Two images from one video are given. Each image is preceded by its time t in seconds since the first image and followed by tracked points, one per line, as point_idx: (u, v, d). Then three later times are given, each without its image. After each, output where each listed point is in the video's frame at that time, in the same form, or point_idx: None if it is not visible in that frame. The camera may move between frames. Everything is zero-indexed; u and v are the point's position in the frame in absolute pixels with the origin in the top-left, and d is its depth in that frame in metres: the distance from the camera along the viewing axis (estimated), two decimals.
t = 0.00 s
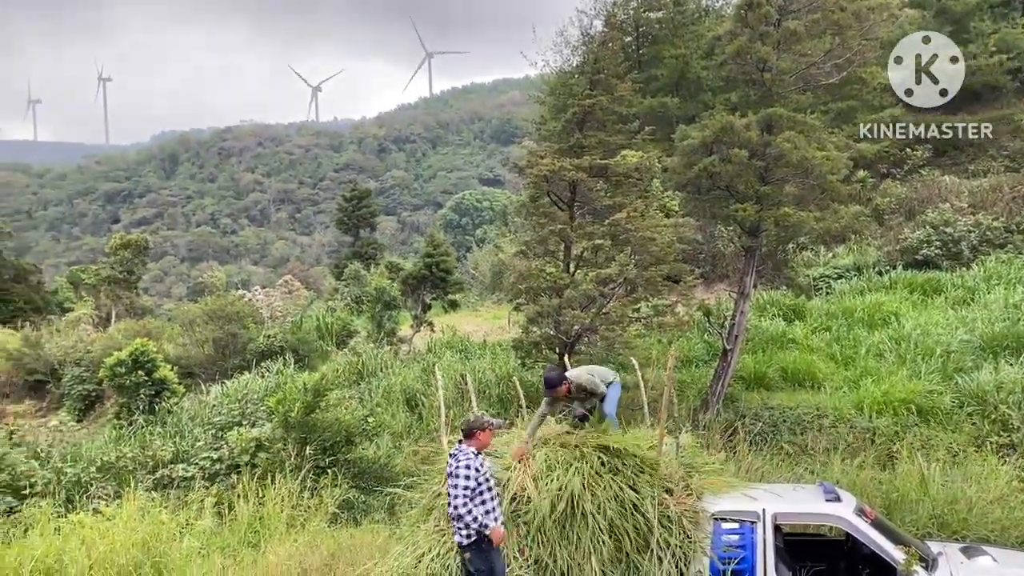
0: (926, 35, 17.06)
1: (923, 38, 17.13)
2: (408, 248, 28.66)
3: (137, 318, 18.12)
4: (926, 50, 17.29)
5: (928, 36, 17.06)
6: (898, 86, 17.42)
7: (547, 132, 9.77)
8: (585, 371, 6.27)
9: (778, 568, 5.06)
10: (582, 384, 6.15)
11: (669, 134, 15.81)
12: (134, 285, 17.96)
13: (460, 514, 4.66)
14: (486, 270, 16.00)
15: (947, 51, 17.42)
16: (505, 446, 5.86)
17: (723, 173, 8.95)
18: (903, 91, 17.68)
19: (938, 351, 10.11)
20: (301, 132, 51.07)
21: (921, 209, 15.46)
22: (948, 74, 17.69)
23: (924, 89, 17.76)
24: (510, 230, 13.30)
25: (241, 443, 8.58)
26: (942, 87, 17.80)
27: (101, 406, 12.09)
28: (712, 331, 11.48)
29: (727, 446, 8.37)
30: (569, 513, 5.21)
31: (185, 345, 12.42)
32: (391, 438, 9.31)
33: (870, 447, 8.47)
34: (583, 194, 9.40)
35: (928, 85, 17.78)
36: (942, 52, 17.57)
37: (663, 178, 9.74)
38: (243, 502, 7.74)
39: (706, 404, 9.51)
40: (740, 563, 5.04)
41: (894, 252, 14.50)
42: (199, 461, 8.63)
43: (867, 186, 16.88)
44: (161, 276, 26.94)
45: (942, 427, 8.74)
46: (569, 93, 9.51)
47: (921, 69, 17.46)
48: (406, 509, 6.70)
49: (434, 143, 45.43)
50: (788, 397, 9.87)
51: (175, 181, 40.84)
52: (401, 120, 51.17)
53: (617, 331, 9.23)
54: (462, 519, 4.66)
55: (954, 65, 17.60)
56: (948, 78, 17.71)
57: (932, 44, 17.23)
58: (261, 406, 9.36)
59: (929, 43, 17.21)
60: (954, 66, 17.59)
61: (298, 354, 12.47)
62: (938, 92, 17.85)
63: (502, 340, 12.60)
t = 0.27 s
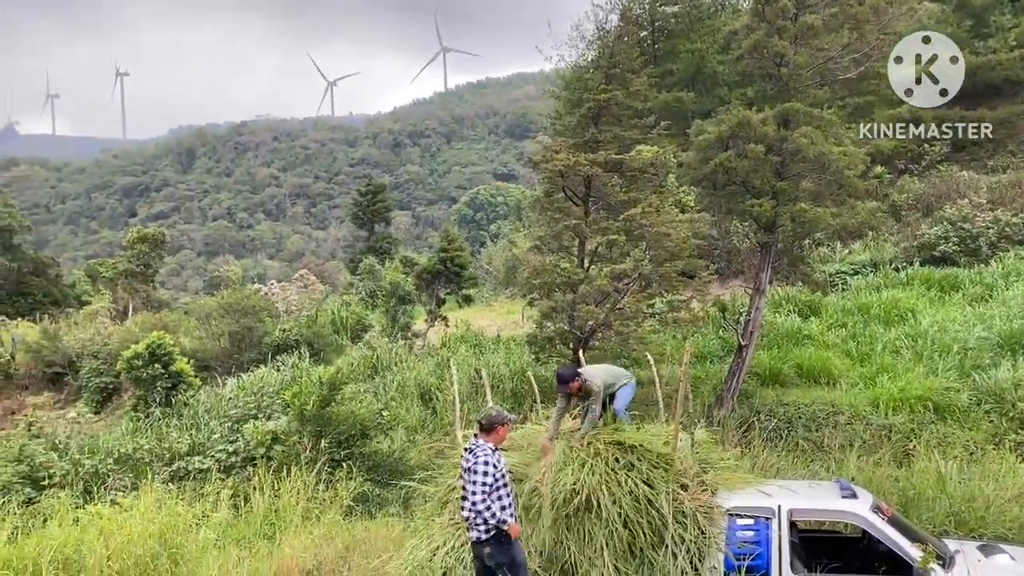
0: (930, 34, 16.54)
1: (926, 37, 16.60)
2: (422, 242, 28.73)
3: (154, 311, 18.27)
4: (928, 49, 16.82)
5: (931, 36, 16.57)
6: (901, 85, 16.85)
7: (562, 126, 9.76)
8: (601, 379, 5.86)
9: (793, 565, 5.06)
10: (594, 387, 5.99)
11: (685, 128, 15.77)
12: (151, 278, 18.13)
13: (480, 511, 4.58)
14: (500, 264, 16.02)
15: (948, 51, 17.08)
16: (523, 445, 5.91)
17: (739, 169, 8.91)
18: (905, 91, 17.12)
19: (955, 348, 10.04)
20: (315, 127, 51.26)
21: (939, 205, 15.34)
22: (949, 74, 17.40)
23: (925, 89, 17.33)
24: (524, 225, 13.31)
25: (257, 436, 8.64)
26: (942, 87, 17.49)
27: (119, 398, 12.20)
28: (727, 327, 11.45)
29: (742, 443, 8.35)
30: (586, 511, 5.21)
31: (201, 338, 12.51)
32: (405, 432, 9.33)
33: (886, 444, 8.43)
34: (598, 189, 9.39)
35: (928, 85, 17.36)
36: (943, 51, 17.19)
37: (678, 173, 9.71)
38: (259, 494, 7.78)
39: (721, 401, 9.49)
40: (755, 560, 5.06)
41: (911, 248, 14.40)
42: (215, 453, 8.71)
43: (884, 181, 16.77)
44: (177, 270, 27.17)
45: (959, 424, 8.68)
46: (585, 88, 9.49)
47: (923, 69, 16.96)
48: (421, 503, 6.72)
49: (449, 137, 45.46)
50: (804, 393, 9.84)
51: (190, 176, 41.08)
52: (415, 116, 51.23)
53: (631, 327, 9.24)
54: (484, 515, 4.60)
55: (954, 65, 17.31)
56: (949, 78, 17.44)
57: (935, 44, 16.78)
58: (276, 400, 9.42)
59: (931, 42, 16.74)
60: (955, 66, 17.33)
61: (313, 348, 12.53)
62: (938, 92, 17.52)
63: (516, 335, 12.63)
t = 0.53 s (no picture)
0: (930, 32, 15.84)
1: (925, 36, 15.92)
2: (435, 235, 28.79)
3: (169, 303, 18.38)
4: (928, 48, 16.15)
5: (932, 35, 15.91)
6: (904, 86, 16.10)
7: (577, 119, 9.74)
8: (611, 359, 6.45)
9: (809, 558, 5.07)
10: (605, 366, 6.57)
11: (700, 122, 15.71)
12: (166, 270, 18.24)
13: (512, 507, 4.59)
14: (514, 256, 16.02)
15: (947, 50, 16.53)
16: (537, 433, 5.96)
17: (754, 162, 8.87)
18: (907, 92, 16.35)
19: (972, 343, 9.98)
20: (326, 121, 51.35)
21: (956, 198, 15.24)
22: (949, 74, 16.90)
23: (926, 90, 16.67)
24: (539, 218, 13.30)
25: (272, 427, 8.69)
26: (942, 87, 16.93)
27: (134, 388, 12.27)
28: (741, 321, 11.43)
29: (757, 437, 8.33)
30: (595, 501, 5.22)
31: (216, 329, 12.57)
32: (419, 424, 9.34)
33: (902, 439, 8.40)
34: (613, 182, 9.36)
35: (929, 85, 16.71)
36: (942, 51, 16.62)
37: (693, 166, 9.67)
38: (275, 485, 7.82)
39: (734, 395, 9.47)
40: (771, 553, 5.07)
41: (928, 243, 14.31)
42: (230, 444, 8.76)
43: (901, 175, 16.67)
44: (192, 262, 27.34)
45: (975, 420, 8.64)
46: (600, 80, 9.47)
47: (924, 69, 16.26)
48: (436, 494, 6.74)
49: (462, 130, 45.46)
50: (818, 387, 9.81)
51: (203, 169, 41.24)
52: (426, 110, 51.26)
53: (646, 320, 9.24)
54: (512, 510, 4.61)
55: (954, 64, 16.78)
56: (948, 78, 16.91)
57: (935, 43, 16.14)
58: (290, 391, 9.47)
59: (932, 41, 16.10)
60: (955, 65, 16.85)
61: (327, 339, 12.57)
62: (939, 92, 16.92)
63: (531, 328, 12.64)
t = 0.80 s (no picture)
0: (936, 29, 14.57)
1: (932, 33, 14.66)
2: (446, 227, 28.85)
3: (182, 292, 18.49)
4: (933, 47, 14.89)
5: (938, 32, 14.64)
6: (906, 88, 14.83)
7: (589, 110, 9.71)
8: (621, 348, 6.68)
9: (821, 550, 5.22)
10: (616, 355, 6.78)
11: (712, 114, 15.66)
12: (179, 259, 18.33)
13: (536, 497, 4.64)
14: (526, 247, 16.02)
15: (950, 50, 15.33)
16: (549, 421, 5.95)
17: (768, 154, 8.83)
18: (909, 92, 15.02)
19: (986, 338, 9.94)
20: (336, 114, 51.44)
21: (972, 191, 15.16)
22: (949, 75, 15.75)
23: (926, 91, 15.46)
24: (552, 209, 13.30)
25: (284, 416, 8.74)
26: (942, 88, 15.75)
27: (148, 377, 12.36)
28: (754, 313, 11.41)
29: (769, 429, 8.33)
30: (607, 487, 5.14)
31: (228, 319, 12.63)
32: (431, 415, 9.37)
33: (915, 433, 8.38)
34: (625, 173, 9.34)
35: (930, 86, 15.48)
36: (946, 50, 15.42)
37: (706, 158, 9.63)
38: (287, 474, 7.87)
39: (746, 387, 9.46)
40: (784, 544, 5.20)
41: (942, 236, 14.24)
42: (243, 433, 8.82)
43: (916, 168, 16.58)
44: (205, 252, 27.51)
45: (989, 414, 8.61)
46: (613, 71, 9.43)
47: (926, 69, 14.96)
48: (449, 482, 6.77)
49: (474, 121, 45.43)
50: (830, 380, 9.81)
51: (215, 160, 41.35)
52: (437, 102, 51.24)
53: (657, 312, 9.24)
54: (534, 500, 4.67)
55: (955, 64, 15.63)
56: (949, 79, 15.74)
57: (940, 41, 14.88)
58: (303, 381, 9.52)
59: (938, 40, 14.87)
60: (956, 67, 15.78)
61: (339, 330, 12.62)
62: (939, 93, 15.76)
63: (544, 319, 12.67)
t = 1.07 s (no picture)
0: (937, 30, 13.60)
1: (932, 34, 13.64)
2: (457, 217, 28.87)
3: (194, 281, 18.57)
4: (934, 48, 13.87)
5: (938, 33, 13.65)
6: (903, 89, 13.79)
7: (601, 99, 9.68)
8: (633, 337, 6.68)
9: (832, 540, 5.22)
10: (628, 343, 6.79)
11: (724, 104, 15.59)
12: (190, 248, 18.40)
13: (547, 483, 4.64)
14: (537, 236, 16.01)
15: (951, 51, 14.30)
16: (560, 409, 5.95)
17: (780, 144, 8.79)
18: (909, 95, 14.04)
19: (999, 330, 9.90)
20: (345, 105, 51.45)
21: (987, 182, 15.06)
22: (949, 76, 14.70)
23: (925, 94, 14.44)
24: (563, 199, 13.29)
25: (296, 404, 8.77)
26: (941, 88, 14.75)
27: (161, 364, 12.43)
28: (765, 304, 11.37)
29: (781, 419, 8.31)
30: (619, 475, 5.13)
31: (239, 307, 12.66)
32: (442, 402, 9.39)
33: (926, 424, 8.35)
34: (637, 163, 9.31)
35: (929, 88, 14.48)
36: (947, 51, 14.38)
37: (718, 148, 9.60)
38: (298, 461, 7.89)
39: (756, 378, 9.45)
40: (794, 534, 5.21)
41: (955, 228, 14.16)
42: (254, 420, 8.86)
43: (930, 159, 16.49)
44: (217, 240, 27.60)
45: (1001, 406, 8.58)
46: (626, 60, 9.40)
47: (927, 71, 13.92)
48: (461, 469, 6.80)
49: (485, 111, 45.36)
50: (841, 371, 9.79)
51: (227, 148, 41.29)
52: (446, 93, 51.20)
53: (668, 302, 9.24)
54: (546, 485, 4.65)
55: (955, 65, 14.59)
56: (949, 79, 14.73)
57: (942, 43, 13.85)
58: (314, 368, 9.56)
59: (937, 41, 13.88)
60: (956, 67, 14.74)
61: (350, 319, 12.66)
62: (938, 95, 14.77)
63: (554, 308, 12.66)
